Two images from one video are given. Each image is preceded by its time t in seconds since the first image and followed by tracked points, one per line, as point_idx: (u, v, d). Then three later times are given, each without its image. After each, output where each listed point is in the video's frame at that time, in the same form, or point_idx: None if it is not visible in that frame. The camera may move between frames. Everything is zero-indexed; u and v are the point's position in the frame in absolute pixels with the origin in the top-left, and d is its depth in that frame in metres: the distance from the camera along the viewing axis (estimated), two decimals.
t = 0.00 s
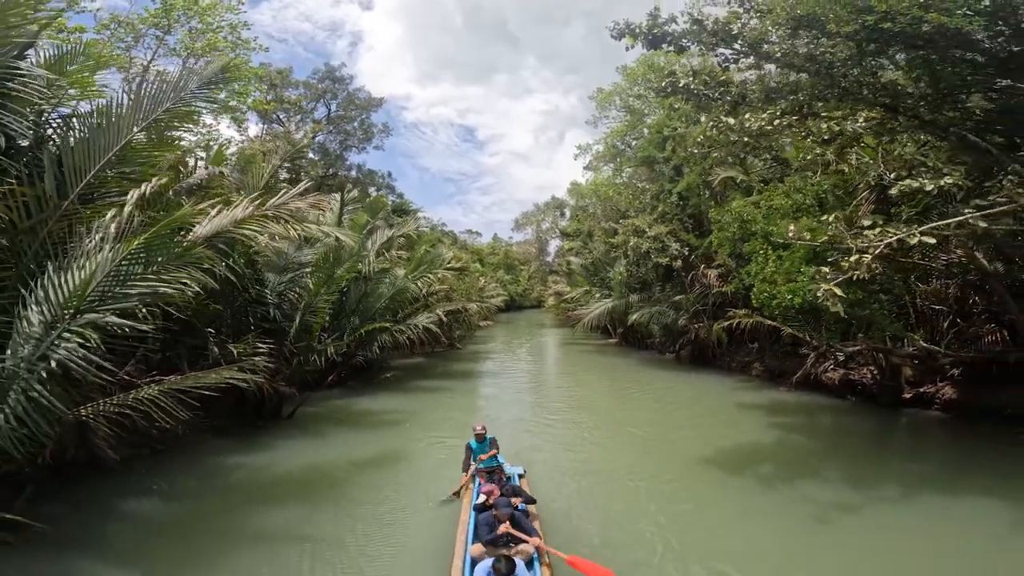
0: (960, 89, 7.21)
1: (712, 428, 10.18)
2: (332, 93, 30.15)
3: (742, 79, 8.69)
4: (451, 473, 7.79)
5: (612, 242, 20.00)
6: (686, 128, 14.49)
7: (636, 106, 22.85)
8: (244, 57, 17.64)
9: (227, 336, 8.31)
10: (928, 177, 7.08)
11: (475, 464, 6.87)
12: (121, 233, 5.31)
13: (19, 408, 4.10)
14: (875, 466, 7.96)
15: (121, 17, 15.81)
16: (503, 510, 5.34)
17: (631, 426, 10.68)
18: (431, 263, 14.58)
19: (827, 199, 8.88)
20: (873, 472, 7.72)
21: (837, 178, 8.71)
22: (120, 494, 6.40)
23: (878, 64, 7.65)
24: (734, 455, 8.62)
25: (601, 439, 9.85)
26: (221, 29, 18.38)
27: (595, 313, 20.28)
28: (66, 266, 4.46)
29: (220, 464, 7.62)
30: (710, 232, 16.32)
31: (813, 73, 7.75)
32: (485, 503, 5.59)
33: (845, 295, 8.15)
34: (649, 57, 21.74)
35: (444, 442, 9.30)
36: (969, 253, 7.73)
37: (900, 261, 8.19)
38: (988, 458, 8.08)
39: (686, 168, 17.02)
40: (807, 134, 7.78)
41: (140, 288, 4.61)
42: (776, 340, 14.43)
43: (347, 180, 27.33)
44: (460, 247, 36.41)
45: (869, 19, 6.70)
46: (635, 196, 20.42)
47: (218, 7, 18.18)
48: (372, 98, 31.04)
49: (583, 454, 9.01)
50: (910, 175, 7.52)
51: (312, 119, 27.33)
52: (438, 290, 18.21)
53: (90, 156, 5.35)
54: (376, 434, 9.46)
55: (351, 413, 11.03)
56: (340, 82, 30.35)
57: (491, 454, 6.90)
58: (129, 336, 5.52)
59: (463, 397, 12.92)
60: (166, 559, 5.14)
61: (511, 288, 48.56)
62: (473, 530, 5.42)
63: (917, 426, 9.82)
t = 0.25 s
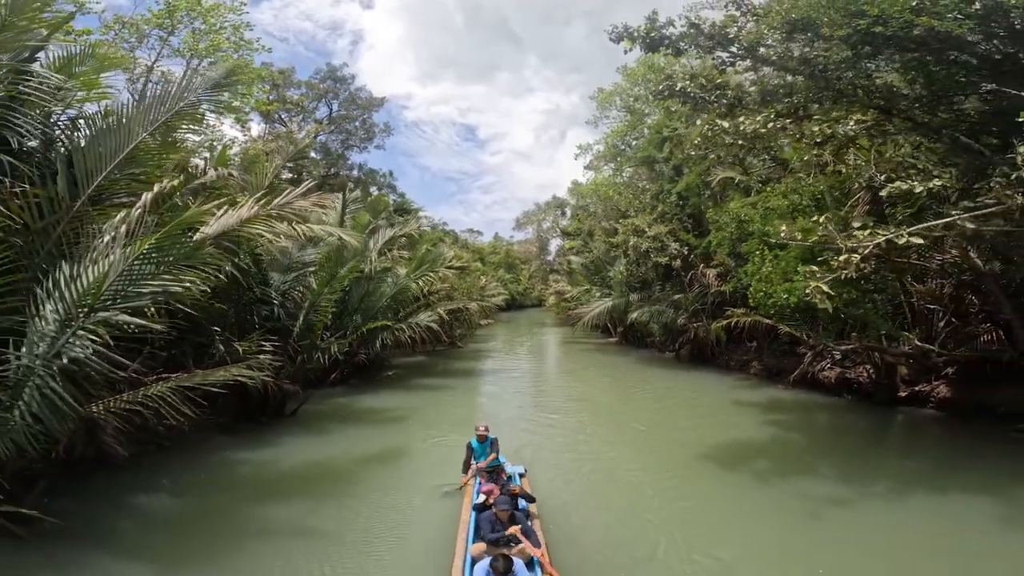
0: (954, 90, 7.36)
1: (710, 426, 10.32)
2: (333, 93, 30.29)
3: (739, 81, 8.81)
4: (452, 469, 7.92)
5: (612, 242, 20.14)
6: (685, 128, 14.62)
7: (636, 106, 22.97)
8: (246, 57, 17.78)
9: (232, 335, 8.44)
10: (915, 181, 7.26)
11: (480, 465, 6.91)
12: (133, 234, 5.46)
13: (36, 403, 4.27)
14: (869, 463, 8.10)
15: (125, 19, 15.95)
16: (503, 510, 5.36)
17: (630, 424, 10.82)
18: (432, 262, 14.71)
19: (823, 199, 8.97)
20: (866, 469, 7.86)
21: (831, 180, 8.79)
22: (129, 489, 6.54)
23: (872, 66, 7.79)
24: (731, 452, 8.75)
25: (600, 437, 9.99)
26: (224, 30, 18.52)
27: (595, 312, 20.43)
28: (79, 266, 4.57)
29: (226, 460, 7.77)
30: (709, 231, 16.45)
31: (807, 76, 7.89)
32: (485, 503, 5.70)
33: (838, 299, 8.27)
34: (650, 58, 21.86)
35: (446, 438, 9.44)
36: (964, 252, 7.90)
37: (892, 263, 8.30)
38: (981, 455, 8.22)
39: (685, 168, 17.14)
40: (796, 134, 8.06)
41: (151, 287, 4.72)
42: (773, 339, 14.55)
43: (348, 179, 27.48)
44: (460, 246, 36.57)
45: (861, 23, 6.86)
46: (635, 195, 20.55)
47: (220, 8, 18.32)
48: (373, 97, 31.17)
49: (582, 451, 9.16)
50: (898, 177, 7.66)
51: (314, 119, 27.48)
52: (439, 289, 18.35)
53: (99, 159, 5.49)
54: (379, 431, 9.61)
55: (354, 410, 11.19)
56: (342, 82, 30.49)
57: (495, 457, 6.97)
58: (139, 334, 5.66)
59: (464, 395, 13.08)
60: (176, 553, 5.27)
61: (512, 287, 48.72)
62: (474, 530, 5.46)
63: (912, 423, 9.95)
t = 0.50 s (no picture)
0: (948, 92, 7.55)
1: (707, 424, 10.48)
2: (336, 93, 30.44)
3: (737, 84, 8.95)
4: (454, 465, 8.07)
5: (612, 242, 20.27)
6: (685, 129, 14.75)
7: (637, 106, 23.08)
8: (250, 58, 17.93)
9: (239, 333, 8.59)
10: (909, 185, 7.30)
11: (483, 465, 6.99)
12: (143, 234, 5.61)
13: (54, 400, 4.43)
14: (863, 461, 8.25)
15: (130, 19, 16.11)
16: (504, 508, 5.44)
17: (629, 422, 10.96)
18: (434, 262, 14.85)
19: (821, 201, 8.91)
20: (859, 466, 8.01)
21: (828, 183, 8.81)
22: (139, 484, 6.70)
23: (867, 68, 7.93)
24: (728, 449, 8.90)
25: (599, 434, 10.15)
26: (228, 31, 18.67)
27: (596, 312, 20.57)
28: (93, 265, 4.71)
29: (232, 456, 7.92)
30: (709, 232, 16.59)
31: (803, 79, 8.04)
32: (485, 502, 5.88)
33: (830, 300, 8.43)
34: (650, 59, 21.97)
35: (447, 436, 9.60)
36: (960, 254, 8.08)
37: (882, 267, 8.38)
38: (973, 454, 8.36)
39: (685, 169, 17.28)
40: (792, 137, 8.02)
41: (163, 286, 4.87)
42: (772, 338, 14.73)
43: (350, 179, 27.64)
44: (462, 246, 36.73)
45: (854, 28, 7.01)
46: (636, 196, 20.68)
47: (224, 9, 18.48)
48: (375, 98, 31.33)
49: (582, 448, 9.31)
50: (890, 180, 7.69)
51: (317, 119, 27.63)
52: (441, 289, 18.51)
53: (113, 162, 5.64)
54: (382, 429, 9.76)
55: (357, 408, 11.34)
56: (344, 82, 30.64)
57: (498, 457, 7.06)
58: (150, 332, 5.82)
59: (465, 394, 13.23)
60: (186, 547, 5.42)
61: (513, 286, 48.87)
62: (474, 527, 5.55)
63: (907, 422, 10.09)
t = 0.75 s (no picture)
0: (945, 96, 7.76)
1: (704, 423, 10.66)
2: (338, 95, 30.66)
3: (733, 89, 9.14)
4: (456, 463, 8.24)
5: (612, 243, 20.45)
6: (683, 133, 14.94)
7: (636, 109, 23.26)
8: (254, 60, 18.13)
9: (245, 333, 8.77)
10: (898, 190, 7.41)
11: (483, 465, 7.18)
12: (156, 236, 5.77)
13: (71, 397, 4.59)
14: (856, 459, 8.41)
15: (136, 22, 16.32)
16: (504, 508, 5.58)
17: (628, 421, 11.12)
18: (435, 263, 15.02)
19: (817, 204, 8.99)
20: (852, 464, 8.18)
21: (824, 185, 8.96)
22: (149, 481, 6.87)
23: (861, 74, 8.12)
24: (724, 448, 9.06)
25: (598, 433, 10.32)
26: (232, 34, 18.89)
27: (595, 313, 20.75)
28: (108, 267, 4.87)
29: (239, 454, 8.09)
30: (707, 234, 16.77)
31: (797, 85, 8.22)
32: (488, 503, 5.94)
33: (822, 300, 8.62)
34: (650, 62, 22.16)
35: (449, 434, 9.76)
36: (952, 256, 8.28)
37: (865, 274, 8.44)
38: (964, 453, 8.53)
39: (684, 172, 17.46)
40: (786, 142, 8.15)
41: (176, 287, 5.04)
42: (769, 339, 14.86)
43: (352, 180, 27.85)
44: (462, 247, 36.93)
45: (846, 35, 7.20)
46: (635, 198, 20.86)
47: (228, 11, 18.67)
48: (377, 99, 31.52)
49: (581, 447, 9.48)
50: (879, 185, 7.78)
51: (319, 120, 27.85)
52: (442, 290, 18.68)
53: (126, 166, 5.82)
54: (384, 427, 9.92)
55: (360, 407, 11.51)
56: (346, 84, 30.86)
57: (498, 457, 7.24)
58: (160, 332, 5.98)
59: (466, 393, 13.39)
60: (196, 542, 5.59)
61: (513, 287, 49.14)
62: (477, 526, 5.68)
63: (901, 422, 10.26)
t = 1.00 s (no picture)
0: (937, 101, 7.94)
1: (702, 422, 10.82)
2: (339, 96, 30.83)
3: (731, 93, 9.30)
4: (458, 460, 8.39)
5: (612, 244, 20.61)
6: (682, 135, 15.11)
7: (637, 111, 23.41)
8: (258, 62, 18.30)
9: (250, 333, 8.93)
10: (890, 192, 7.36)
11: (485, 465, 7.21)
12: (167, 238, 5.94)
13: (88, 395, 4.77)
14: (851, 458, 8.57)
15: (141, 25, 16.49)
16: (506, 507, 5.51)
17: (628, 420, 11.27)
18: (436, 264, 15.17)
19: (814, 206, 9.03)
20: (846, 462, 8.35)
21: (819, 189, 8.83)
22: (158, 478, 7.03)
23: (856, 78, 8.29)
24: (721, 446, 9.22)
25: (598, 432, 10.48)
26: (236, 36, 19.05)
27: (595, 313, 20.92)
28: (121, 269, 5.03)
29: (245, 451, 8.26)
30: (706, 235, 16.93)
31: (792, 90, 8.39)
32: (490, 504, 5.89)
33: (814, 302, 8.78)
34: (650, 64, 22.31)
35: (451, 432, 9.93)
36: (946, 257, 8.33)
37: (856, 275, 8.58)
38: (956, 451, 8.69)
39: (683, 174, 17.62)
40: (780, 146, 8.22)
41: (187, 288, 5.20)
42: (767, 339, 14.99)
43: (353, 181, 28.00)
44: (463, 248, 37.09)
45: (839, 41, 7.40)
46: (635, 199, 21.01)
47: (232, 14, 18.84)
48: (378, 101, 31.70)
49: (580, 445, 9.64)
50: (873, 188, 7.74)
51: (320, 121, 28.00)
52: (443, 290, 18.83)
53: (138, 168, 5.97)
54: (387, 426, 10.07)
55: (363, 406, 11.67)
56: (348, 85, 31.03)
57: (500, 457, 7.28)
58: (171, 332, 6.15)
59: (468, 393, 13.56)
60: (205, 537, 5.74)
61: (513, 288, 49.31)
62: (479, 527, 5.69)
63: (896, 421, 10.42)
